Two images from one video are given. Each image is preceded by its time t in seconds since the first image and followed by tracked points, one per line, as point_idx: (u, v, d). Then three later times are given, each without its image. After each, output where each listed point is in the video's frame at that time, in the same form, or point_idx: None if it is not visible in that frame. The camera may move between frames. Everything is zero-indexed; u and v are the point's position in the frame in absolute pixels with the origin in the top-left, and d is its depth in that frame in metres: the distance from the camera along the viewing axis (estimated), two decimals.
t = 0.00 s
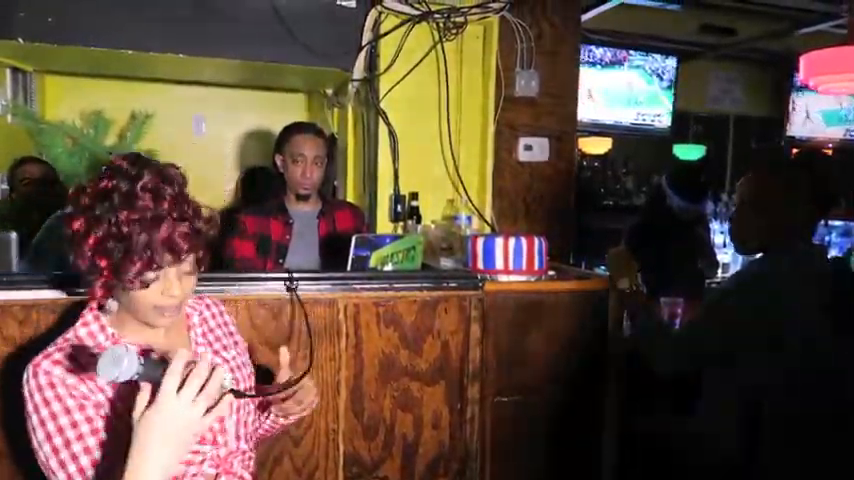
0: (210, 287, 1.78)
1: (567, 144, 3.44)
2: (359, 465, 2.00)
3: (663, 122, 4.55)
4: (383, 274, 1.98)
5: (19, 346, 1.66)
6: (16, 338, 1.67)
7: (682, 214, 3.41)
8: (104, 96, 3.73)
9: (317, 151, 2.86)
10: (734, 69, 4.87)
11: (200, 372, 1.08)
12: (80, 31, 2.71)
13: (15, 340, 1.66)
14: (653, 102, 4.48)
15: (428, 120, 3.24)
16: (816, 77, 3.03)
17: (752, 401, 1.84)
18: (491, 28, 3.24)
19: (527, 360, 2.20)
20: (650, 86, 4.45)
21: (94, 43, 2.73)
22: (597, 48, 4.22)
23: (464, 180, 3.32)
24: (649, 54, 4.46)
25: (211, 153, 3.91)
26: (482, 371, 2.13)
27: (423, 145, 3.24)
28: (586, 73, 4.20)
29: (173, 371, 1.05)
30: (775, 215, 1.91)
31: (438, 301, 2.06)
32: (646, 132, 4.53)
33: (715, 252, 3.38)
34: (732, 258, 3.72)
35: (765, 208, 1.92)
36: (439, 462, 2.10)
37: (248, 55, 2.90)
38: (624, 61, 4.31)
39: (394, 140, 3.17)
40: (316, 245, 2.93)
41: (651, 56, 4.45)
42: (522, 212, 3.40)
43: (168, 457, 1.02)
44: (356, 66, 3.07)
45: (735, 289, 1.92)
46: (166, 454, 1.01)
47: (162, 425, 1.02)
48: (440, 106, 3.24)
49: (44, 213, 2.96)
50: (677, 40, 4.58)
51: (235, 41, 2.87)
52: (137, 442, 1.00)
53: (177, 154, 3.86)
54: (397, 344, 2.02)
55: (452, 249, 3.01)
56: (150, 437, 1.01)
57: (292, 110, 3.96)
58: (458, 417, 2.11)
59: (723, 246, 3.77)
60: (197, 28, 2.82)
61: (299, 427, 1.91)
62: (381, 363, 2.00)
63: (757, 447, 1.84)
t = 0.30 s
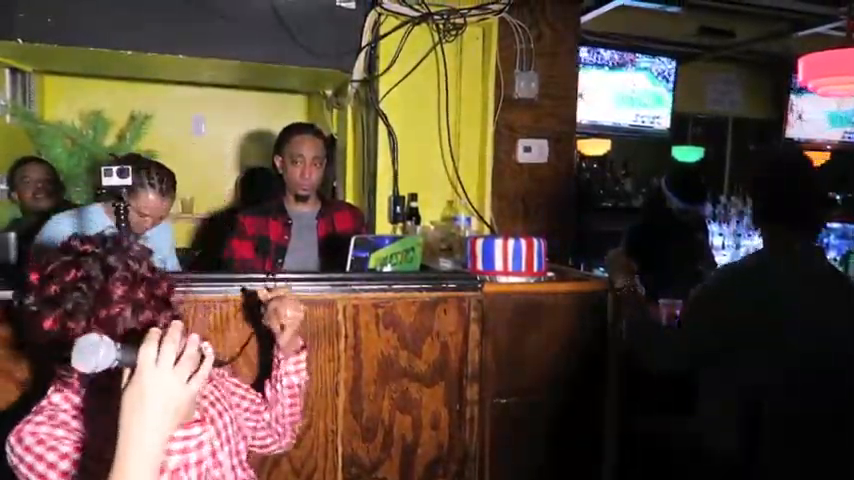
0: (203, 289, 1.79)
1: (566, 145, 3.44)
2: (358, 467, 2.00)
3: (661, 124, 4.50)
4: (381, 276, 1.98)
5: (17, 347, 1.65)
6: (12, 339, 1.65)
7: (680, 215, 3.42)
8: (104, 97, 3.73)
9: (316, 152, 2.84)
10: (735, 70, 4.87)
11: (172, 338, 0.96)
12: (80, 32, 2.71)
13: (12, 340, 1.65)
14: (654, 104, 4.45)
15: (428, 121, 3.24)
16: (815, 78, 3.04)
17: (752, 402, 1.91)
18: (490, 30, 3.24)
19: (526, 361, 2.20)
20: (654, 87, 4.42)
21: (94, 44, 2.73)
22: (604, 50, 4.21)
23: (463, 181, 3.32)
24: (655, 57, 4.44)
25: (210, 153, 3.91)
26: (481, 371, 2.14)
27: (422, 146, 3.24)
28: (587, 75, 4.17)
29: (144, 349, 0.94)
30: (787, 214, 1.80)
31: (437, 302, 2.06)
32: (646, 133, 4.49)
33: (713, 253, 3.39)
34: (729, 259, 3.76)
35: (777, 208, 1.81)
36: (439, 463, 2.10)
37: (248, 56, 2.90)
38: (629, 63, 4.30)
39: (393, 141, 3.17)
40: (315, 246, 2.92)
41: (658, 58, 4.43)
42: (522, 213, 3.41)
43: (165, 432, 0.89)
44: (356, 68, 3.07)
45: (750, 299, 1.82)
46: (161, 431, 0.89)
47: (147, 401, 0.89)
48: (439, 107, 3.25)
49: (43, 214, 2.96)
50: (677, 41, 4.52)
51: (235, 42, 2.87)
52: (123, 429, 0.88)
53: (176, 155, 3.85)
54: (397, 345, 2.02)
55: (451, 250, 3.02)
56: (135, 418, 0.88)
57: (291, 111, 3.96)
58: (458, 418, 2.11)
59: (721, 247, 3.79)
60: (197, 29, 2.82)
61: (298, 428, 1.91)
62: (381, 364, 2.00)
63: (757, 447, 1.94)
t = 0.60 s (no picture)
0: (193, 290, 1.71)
1: (564, 147, 3.44)
2: (356, 468, 2.00)
3: (661, 125, 4.61)
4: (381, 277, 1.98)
5: (17, 349, 1.65)
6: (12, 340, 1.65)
7: (678, 217, 3.42)
8: (104, 97, 3.74)
9: (315, 153, 2.85)
10: (734, 71, 4.90)
11: (198, 286, 0.91)
12: (78, 34, 2.71)
13: (12, 342, 1.64)
14: (653, 106, 4.54)
15: (427, 123, 3.24)
16: (815, 79, 3.04)
17: (751, 402, 1.90)
18: (489, 32, 3.24)
19: (525, 362, 2.20)
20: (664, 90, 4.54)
21: (93, 45, 2.73)
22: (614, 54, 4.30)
23: (463, 183, 3.32)
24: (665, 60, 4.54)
25: (209, 154, 3.90)
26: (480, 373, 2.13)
27: (422, 147, 3.24)
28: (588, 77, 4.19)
29: (171, 296, 0.89)
30: (792, 220, 1.79)
31: (436, 303, 2.05)
32: (646, 135, 4.61)
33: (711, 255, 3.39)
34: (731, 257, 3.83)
35: (780, 214, 1.80)
36: (438, 464, 2.10)
37: (247, 58, 2.90)
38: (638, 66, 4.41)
39: (393, 142, 3.17)
40: (314, 246, 2.92)
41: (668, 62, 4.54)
42: (521, 215, 3.41)
43: (193, 379, 0.84)
44: (356, 68, 3.07)
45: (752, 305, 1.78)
46: (189, 378, 0.84)
47: (174, 346, 0.84)
48: (439, 109, 3.25)
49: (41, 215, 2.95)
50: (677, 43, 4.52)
51: (234, 43, 2.87)
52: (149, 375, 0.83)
53: (176, 155, 3.85)
54: (396, 346, 2.02)
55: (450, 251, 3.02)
56: (161, 364, 0.83)
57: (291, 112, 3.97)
58: (457, 419, 2.11)
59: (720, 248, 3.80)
60: (197, 30, 2.82)
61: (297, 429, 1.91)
62: (380, 365, 2.00)
63: (757, 446, 1.95)
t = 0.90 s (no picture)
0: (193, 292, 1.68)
1: (564, 148, 3.44)
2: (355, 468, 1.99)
3: (659, 126, 4.68)
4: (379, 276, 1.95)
5: (14, 349, 1.59)
6: (8, 341, 1.60)
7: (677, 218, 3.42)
8: (104, 97, 3.75)
9: (312, 154, 2.85)
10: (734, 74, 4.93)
11: (203, 235, 0.95)
12: (76, 34, 2.70)
13: (7, 341, 1.59)
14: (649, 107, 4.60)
15: (426, 124, 3.24)
16: (814, 80, 3.03)
17: (751, 401, 1.86)
18: (488, 32, 3.24)
19: (524, 363, 2.20)
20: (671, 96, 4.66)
21: (91, 45, 2.73)
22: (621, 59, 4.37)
23: (461, 183, 3.32)
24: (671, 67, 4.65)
25: (208, 154, 3.91)
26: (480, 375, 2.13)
27: (420, 148, 3.24)
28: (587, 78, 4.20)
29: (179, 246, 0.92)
30: (791, 222, 1.80)
31: (435, 304, 2.04)
32: (645, 136, 4.69)
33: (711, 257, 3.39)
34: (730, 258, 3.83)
35: (779, 216, 1.81)
36: (437, 465, 2.09)
37: (246, 58, 2.90)
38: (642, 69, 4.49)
39: (391, 143, 3.17)
40: (312, 247, 2.92)
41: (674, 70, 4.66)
42: (520, 216, 3.40)
43: (209, 317, 0.87)
44: (355, 69, 3.07)
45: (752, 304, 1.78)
46: (204, 311, 0.87)
47: (183, 287, 0.87)
48: (437, 110, 3.24)
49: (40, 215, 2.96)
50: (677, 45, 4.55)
51: (233, 44, 2.87)
52: (167, 317, 0.86)
53: (176, 155, 3.84)
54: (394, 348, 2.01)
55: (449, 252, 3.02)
56: (175, 304, 0.87)
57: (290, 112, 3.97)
58: (456, 420, 2.11)
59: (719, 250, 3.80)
60: (195, 30, 2.82)
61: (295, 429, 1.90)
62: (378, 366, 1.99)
63: (757, 447, 1.89)
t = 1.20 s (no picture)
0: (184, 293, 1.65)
1: (562, 147, 3.45)
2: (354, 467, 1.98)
3: (658, 125, 4.67)
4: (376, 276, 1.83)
5: (13, 349, 1.59)
6: (9, 341, 1.60)
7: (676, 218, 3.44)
8: (103, 98, 3.75)
9: (312, 155, 2.91)
10: (732, 73, 4.99)
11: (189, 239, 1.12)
12: (75, 35, 2.71)
13: (7, 343, 1.58)
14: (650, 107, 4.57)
15: (424, 123, 3.24)
16: (813, 79, 3.04)
17: (751, 402, 1.91)
18: (487, 31, 3.23)
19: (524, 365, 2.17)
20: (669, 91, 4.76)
21: (89, 45, 2.73)
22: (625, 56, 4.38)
23: (460, 182, 3.32)
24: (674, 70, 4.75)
25: (207, 154, 3.96)
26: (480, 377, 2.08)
27: (418, 147, 3.24)
28: (585, 77, 4.23)
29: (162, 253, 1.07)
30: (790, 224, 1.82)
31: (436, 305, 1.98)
32: (644, 135, 4.70)
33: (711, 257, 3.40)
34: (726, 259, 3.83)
35: (778, 218, 1.83)
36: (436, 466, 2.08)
37: (246, 58, 2.90)
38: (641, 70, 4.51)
39: (390, 143, 3.17)
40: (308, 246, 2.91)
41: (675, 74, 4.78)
42: (519, 215, 3.41)
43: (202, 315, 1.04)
44: (352, 68, 3.06)
45: (753, 305, 1.84)
46: (195, 310, 1.03)
47: (173, 290, 1.03)
48: (435, 109, 3.25)
49: (39, 214, 2.96)
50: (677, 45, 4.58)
51: (233, 44, 2.87)
52: (165, 322, 1.03)
53: (176, 155, 3.90)
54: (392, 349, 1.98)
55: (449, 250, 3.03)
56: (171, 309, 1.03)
57: (289, 111, 3.98)
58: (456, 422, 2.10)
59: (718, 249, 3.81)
60: (195, 31, 2.82)
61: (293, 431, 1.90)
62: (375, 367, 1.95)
63: (757, 446, 1.95)
